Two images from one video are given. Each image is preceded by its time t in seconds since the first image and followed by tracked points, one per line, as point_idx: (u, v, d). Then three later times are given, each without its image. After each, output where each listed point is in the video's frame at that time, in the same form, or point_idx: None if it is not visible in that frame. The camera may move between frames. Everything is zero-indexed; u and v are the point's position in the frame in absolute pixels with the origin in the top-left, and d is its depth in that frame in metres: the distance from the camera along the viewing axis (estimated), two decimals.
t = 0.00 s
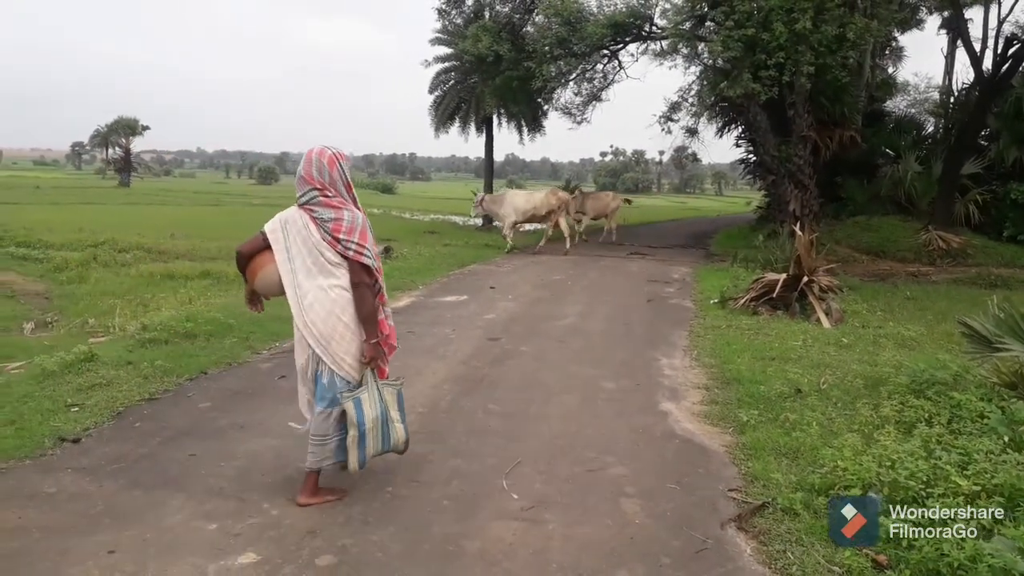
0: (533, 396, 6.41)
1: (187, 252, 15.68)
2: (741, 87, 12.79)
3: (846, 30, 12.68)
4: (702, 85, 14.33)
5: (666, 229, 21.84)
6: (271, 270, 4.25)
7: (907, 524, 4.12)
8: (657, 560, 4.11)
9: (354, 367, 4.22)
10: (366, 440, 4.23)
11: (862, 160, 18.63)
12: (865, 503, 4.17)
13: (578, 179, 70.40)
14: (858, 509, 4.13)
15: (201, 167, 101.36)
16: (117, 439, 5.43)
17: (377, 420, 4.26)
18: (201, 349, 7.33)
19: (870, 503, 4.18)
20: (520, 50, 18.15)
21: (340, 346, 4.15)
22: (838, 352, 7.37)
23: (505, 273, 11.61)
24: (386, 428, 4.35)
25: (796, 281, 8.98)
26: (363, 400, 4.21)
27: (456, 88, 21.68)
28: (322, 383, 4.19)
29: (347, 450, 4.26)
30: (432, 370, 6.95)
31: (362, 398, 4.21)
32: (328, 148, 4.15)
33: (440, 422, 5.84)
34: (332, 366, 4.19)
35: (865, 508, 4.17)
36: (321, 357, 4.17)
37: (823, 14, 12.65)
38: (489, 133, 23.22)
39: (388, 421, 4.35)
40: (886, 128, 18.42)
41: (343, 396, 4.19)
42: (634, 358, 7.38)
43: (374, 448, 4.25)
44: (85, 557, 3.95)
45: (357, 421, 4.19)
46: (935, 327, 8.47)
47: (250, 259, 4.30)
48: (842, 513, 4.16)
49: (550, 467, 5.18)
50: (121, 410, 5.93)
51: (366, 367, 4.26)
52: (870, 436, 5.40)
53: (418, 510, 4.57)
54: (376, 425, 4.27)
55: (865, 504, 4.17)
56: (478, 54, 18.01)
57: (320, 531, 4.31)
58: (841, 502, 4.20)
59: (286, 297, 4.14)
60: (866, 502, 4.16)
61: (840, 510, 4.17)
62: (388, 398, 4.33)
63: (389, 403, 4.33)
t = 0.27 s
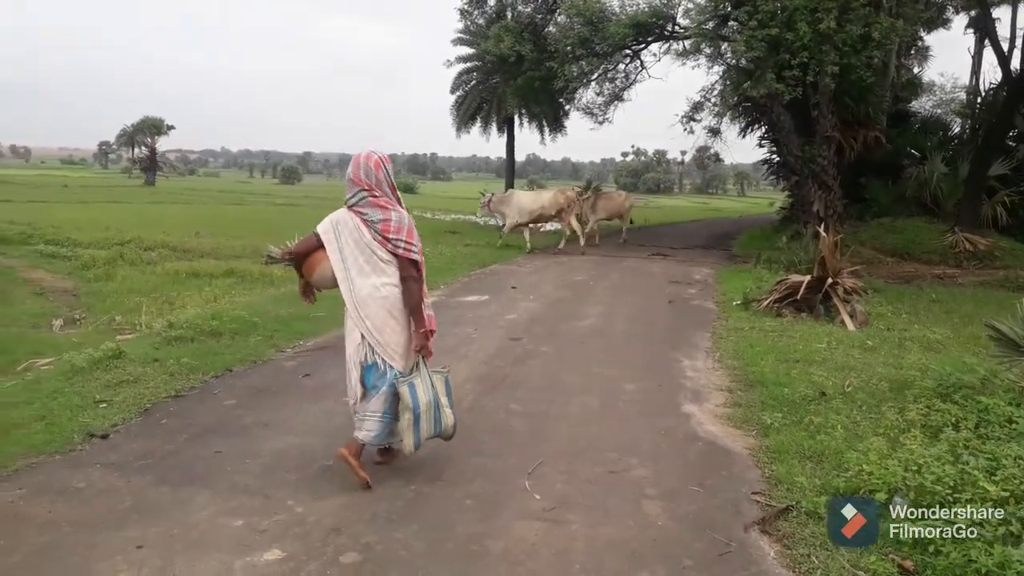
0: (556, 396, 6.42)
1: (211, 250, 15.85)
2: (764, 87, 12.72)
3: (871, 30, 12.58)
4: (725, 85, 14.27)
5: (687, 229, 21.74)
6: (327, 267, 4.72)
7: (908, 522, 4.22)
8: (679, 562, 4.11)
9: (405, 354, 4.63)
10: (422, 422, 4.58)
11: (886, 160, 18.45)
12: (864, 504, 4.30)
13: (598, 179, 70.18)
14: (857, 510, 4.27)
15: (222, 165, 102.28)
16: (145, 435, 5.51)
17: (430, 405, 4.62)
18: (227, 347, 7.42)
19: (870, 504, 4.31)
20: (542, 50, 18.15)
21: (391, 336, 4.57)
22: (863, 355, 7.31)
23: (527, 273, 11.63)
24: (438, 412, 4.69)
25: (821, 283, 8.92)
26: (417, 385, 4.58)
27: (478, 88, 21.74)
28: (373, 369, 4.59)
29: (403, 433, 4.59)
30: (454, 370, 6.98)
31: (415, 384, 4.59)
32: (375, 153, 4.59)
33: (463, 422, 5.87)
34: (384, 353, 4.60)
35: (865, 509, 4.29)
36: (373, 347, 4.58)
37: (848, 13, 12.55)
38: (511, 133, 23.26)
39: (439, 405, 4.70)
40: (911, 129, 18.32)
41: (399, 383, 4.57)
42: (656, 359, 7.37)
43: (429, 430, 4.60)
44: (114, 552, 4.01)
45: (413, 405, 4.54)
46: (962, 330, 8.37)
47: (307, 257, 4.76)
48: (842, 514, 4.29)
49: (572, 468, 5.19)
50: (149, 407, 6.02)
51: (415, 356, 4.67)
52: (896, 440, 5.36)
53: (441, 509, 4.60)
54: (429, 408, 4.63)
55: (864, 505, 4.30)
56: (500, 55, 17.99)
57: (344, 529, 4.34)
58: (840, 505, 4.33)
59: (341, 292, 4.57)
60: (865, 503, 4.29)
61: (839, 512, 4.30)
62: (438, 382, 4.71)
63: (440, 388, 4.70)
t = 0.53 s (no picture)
0: (572, 399, 6.42)
1: (229, 250, 15.96)
2: (784, 91, 12.67)
3: (893, 34, 12.48)
4: (744, 89, 14.20)
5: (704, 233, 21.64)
6: (366, 259, 4.91)
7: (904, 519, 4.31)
8: (695, 566, 4.09)
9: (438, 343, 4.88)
10: (452, 407, 4.92)
11: (907, 165, 18.34)
12: (863, 504, 4.39)
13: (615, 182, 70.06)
14: (856, 509, 4.36)
15: (240, 165, 103.05)
16: (164, 432, 5.56)
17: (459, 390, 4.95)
18: (245, 345, 7.48)
19: (869, 504, 4.39)
20: (561, 52, 18.11)
21: (428, 325, 4.79)
22: (882, 361, 7.25)
23: (543, 275, 11.63)
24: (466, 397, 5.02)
25: (840, 288, 8.87)
26: (450, 371, 4.90)
27: (496, 90, 21.80)
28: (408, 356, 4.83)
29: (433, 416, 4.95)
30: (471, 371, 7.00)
31: (448, 370, 4.91)
32: (415, 153, 4.83)
33: (479, 423, 5.88)
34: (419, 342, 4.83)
35: (864, 509, 4.37)
36: (410, 336, 4.80)
37: (870, 17, 12.47)
38: (528, 135, 23.30)
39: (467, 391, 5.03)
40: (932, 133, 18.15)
41: (432, 369, 4.90)
42: (672, 362, 7.35)
43: (457, 414, 4.93)
44: (132, 547, 4.05)
45: (443, 390, 4.87)
46: (983, 337, 8.29)
47: (348, 249, 4.97)
48: (841, 513, 4.37)
49: (588, 470, 5.18)
50: (168, 404, 6.07)
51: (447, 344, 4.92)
52: (916, 447, 5.31)
53: (456, 509, 4.60)
54: (459, 393, 4.96)
55: (863, 505, 4.39)
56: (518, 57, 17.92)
57: (360, 527, 4.36)
58: (840, 504, 4.42)
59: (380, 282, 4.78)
60: (864, 503, 4.38)
61: (839, 511, 4.39)
62: (467, 369, 5.01)
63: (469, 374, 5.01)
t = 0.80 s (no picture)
0: (589, 396, 6.41)
1: (248, 245, 16.08)
2: (806, 87, 12.56)
3: (917, 30, 12.33)
4: (765, 85, 14.07)
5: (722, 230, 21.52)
6: (415, 257, 5.02)
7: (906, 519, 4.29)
8: (713, 566, 4.06)
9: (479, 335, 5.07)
10: (480, 395, 5.04)
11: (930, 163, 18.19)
12: (864, 505, 4.33)
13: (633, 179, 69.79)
14: (857, 509, 4.30)
15: (258, 161, 103.71)
16: (184, 426, 5.61)
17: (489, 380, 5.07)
18: (264, 340, 7.53)
19: (870, 505, 4.33)
20: (580, 49, 18.04)
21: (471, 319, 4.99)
22: (903, 361, 7.17)
23: (560, 272, 11.62)
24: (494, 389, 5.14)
25: (861, 287, 8.81)
26: (483, 361, 5.03)
27: (514, 86, 21.79)
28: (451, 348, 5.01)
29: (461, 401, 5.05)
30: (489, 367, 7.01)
31: (481, 360, 5.05)
32: (459, 155, 4.92)
33: (496, 420, 5.88)
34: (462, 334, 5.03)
35: (864, 509, 4.32)
36: (454, 330, 5.00)
37: (893, 13, 12.32)
38: (546, 131, 23.27)
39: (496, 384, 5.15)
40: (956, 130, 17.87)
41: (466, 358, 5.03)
42: (691, 361, 7.32)
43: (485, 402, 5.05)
44: (153, 539, 4.09)
45: (474, 377, 5.00)
46: (1007, 338, 8.18)
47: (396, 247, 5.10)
48: (841, 513, 4.33)
49: (605, 468, 5.16)
50: (188, 398, 6.12)
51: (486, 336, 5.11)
52: (937, 448, 5.25)
53: (473, 506, 4.61)
54: (488, 384, 5.08)
55: (864, 505, 4.33)
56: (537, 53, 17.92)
57: (378, 522, 4.37)
58: (840, 504, 4.37)
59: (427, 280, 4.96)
60: (865, 503, 4.32)
61: (839, 511, 4.34)
62: (499, 364, 5.14)
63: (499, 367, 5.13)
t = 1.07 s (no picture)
0: (593, 391, 6.42)
1: (253, 239, 16.09)
2: (811, 82, 12.53)
3: (923, 24, 12.31)
4: (769, 79, 14.00)
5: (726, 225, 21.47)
6: (442, 244, 5.23)
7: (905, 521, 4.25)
8: (717, 560, 4.08)
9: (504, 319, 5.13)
10: (508, 374, 5.12)
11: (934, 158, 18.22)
12: (865, 503, 4.21)
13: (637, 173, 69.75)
14: (857, 509, 4.19)
15: (262, 155, 103.76)
16: (189, 420, 5.63)
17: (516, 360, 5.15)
18: (269, 334, 7.56)
19: (871, 503, 4.22)
20: (584, 43, 17.89)
21: (496, 303, 5.07)
22: (907, 356, 7.17)
23: (564, 267, 11.63)
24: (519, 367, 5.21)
25: (865, 282, 8.82)
26: (510, 342, 5.11)
27: (518, 80, 21.78)
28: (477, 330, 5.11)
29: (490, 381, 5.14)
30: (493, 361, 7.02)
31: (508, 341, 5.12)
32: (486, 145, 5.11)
33: (500, 414, 5.90)
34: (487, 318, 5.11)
35: (864, 508, 4.21)
36: (479, 313, 5.09)
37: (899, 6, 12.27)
38: (550, 126, 23.25)
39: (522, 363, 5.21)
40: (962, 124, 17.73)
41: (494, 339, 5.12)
42: (694, 355, 7.33)
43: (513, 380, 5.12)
44: (158, 533, 4.11)
45: (502, 357, 5.07)
46: (1011, 332, 8.18)
47: (424, 234, 5.29)
48: (841, 512, 4.22)
49: (609, 463, 5.18)
50: (193, 392, 6.15)
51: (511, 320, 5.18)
52: (941, 442, 5.27)
53: (478, 500, 4.63)
54: (515, 363, 5.16)
55: (864, 503, 4.21)
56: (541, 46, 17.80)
57: (382, 517, 4.39)
58: (840, 502, 4.25)
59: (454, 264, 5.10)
60: (865, 502, 4.20)
61: (839, 509, 4.24)
62: (524, 343, 5.22)
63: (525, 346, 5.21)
